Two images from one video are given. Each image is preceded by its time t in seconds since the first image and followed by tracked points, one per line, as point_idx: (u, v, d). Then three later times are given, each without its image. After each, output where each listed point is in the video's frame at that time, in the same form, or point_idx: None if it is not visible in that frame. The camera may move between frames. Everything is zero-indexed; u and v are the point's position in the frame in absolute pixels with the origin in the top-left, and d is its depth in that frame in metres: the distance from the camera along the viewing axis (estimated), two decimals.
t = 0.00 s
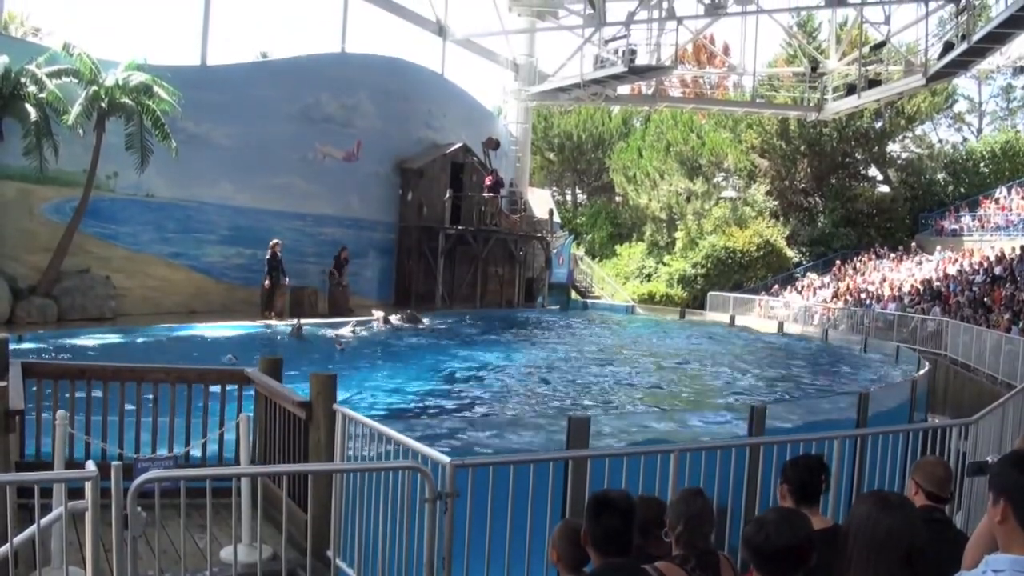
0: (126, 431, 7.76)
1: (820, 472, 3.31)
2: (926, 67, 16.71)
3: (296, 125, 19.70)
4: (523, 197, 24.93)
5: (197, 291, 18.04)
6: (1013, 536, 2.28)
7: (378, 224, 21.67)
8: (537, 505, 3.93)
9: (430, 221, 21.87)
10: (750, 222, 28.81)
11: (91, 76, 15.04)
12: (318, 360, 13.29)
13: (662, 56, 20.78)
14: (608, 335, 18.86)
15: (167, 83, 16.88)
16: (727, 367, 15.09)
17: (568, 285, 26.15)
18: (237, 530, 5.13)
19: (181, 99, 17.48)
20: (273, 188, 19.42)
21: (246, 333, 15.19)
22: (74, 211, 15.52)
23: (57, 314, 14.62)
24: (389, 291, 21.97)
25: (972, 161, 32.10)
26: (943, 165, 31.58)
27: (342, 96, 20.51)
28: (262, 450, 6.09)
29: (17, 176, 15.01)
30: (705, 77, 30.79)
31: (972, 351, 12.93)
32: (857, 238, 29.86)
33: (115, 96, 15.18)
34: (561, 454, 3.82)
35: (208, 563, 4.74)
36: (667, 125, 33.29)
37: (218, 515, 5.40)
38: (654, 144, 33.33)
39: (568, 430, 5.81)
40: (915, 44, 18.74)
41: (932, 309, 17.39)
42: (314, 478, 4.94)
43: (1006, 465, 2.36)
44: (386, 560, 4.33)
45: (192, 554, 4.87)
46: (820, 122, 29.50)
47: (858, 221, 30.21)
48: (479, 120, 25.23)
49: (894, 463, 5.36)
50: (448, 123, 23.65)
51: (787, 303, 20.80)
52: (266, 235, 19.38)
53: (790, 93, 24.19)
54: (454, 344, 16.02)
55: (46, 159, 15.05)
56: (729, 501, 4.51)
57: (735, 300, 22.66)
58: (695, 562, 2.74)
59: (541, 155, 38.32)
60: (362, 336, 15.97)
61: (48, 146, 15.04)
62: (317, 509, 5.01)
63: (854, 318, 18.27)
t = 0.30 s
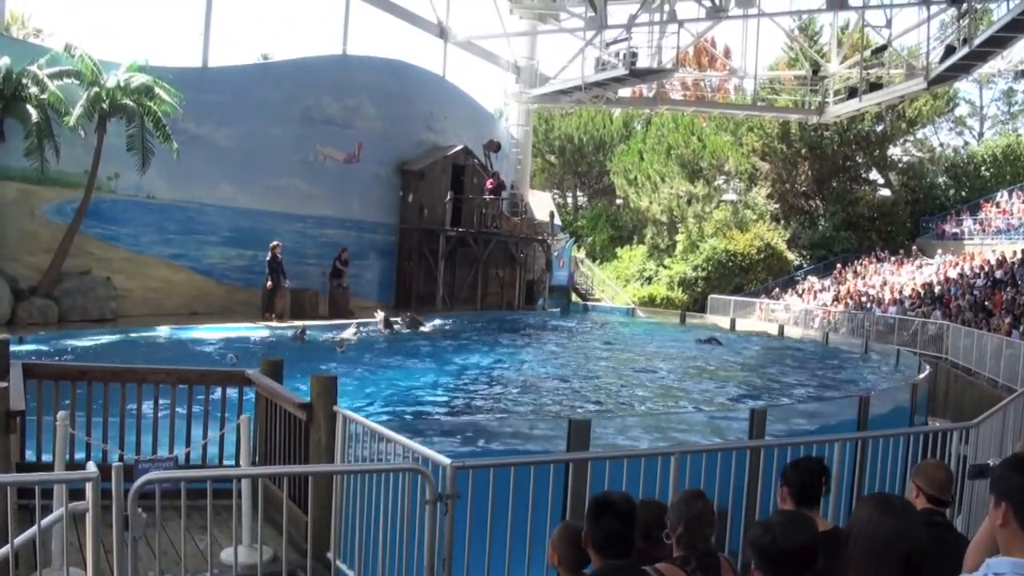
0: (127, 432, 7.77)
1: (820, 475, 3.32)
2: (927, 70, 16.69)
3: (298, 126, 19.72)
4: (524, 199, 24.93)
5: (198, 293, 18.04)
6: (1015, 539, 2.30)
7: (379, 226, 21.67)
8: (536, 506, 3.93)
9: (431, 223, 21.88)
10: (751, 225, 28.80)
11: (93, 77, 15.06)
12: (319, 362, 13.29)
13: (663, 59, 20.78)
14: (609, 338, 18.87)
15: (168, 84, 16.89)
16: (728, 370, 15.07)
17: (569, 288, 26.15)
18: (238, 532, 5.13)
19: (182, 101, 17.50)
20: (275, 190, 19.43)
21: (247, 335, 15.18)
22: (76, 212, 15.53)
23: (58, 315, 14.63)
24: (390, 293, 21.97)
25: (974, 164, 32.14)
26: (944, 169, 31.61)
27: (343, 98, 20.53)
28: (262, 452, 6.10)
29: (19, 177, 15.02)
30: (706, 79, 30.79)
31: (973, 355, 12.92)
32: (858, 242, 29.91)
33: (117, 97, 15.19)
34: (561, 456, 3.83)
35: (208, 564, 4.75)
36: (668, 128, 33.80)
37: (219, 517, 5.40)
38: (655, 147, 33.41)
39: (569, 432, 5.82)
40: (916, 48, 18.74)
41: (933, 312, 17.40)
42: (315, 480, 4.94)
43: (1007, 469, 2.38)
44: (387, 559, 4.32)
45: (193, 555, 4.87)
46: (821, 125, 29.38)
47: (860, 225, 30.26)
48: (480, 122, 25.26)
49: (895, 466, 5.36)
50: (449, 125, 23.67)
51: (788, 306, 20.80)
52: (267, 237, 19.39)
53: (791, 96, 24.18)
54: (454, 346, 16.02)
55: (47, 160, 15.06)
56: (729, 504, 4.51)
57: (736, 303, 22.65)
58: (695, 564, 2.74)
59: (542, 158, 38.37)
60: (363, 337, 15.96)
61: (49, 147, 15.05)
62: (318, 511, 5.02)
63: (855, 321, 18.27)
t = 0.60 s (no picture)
0: (128, 430, 7.77)
1: (820, 473, 3.32)
2: (929, 69, 16.66)
3: (299, 124, 19.72)
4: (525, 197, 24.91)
5: (199, 290, 18.04)
6: (1015, 537, 2.30)
7: (380, 224, 21.67)
8: (537, 504, 3.92)
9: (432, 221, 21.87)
10: (752, 223, 28.76)
11: (94, 75, 15.05)
12: (319, 359, 13.30)
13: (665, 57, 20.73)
14: (609, 336, 18.87)
15: (169, 82, 16.89)
16: (729, 368, 15.07)
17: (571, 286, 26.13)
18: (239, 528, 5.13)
19: (184, 98, 17.50)
20: (275, 187, 19.43)
21: (247, 333, 15.18)
22: (77, 210, 15.52)
23: (58, 313, 14.64)
24: (391, 292, 21.95)
25: (975, 164, 32.15)
26: (945, 168, 31.59)
27: (344, 96, 20.52)
28: (262, 448, 6.10)
29: (20, 174, 15.02)
30: (707, 78, 30.76)
31: (974, 354, 12.91)
32: (859, 240, 29.91)
33: (118, 95, 15.18)
34: (562, 453, 3.83)
35: (209, 561, 4.75)
36: (669, 126, 33.25)
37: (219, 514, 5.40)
38: (656, 145, 33.39)
39: (570, 429, 5.81)
40: (918, 46, 18.72)
41: (934, 311, 17.39)
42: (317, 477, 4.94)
43: (1008, 467, 2.39)
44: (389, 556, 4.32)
45: (194, 552, 4.87)
46: (822, 124, 29.35)
47: (861, 223, 30.26)
48: (481, 120, 25.26)
49: (895, 464, 5.35)
50: (451, 123, 23.67)
51: (789, 305, 20.78)
52: (268, 235, 19.38)
53: (792, 95, 24.14)
54: (455, 344, 16.01)
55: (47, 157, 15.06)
56: (730, 502, 4.50)
57: (737, 302, 22.63)
58: (696, 562, 2.75)
59: (543, 156, 38.38)
60: (364, 335, 15.96)
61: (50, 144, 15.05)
62: (319, 508, 5.02)
63: (856, 320, 18.26)
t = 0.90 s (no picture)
0: (130, 428, 7.80)
1: (824, 469, 3.32)
2: (931, 65, 16.65)
3: (301, 122, 19.73)
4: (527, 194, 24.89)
5: (201, 288, 18.05)
6: (1018, 534, 2.33)
7: (382, 222, 21.67)
8: (539, 502, 3.92)
9: (434, 218, 21.85)
10: (754, 220, 28.69)
11: (95, 73, 15.06)
12: (322, 356, 13.31)
13: (667, 54, 20.66)
14: (612, 333, 18.84)
15: (171, 79, 16.89)
16: (731, 365, 15.05)
17: (573, 283, 26.07)
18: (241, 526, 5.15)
19: (186, 96, 17.51)
20: (277, 185, 19.44)
21: (249, 330, 15.19)
22: (79, 208, 15.53)
23: (61, 311, 14.66)
24: (393, 289, 21.95)
25: (977, 160, 32.13)
26: (947, 164, 31.55)
27: (346, 94, 20.52)
28: (265, 446, 6.11)
29: (22, 173, 15.02)
30: (710, 74, 30.71)
31: (976, 350, 12.90)
32: (861, 237, 29.86)
33: (120, 93, 15.19)
34: (564, 451, 3.83)
35: (212, 559, 4.76)
36: (672, 123, 32.97)
37: (222, 512, 5.41)
38: (658, 142, 33.39)
39: (573, 426, 5.83)
40: (920, 42, 18.69)
41: (937, 308, 17.37)
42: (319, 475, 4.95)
43: (1010, 464, 2.42)
44: (392, 553, 4.33)
45: (196, 550, 4.88)
46: (825, 120, 29.34)
47: (863, 220, 30.20)
48: (483, 118, 25.26)
49: (898, 461, 5.35)
50: (452, 120, 23.67)
51: (792, 301, 20.76)
52: (270, 232, 19.39)
53: (795, 92, 24.08)
54: (457, 341, 16.00)
55: (50, 155, 15.07)
56: (732, 498, 4.51)
57: (739, 299, 22.60)
58: (697, 558, 2.77)
59: (546, 153, 38.38)
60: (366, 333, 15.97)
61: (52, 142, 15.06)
62: (321, 506, 5.04)
63: (858, 317, 18.24)
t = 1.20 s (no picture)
0: (132, 425, 7.81)
1: (825, 468, 3.30)
2: (934, 64, 16.63)
3: (303, 120, 19.74)
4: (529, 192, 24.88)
5: (204, 286, 18.07)
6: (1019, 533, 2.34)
7: (384, 220, 21.68)
8: (541, 500, 3.92)
9: (437, 216, 21.85)
10: (757, 219, 28.64)
11: (99, 70, 15.06)
12: (324, 354, 13.32)
13: (670, 52, 20.64)
14: (615, 331, 18.84)
15: (174, 77, 16.88)
16: (734, 364, 15.03)
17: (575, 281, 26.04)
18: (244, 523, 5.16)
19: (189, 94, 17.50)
20: (280, 183, 19.44)
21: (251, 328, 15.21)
22: (82, 205, 15.56)
23: (64, 308, 14.68)
24: (396, 287, 21.96)
25: (979, 159, 32.12)
26: (950, 163, 31.54)
27: (349, 91, 20.53)
28: (267, 444, 6.11)
29: (25, 170, 15.01)
30: (712, 73, 30.68)
31: (978, 349, 12.88)
32: (864, 235, 29.82)
33: (123, 90, 15.19)
34: (567, 449, 3.84)
35: (214, 556, 4.77)
36: (674, 121, 33.59)
37: (225, 509, 5.42)
38: (661, 141, 33.40)
39: (575, 424, 5.83)
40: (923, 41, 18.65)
41: (939, 307, 17.35)
42: (322, 473, 4.95)
43: (1010, 464, 2.44)
44: (394, 551, 4.34)
45: (198, 547, 4.89)
46: (828, 119, 29.30)
47: (866, 219, 30.15)
48: (486, 116, 25.26)
49: (901, 459, 5.34)
50: (455, 118, 23.67)
51: (794, 300, 20.72)
52: (273, 230, 19.40)
53: (797, 90, 24.04)
54: (459, 339, 16.00)
55: (53, 153, 15.06)
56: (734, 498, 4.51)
57: (742, 298, 22.59)
58: (699, 557, 2.74)
59: (548, 151, 38.36)
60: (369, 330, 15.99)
61: (55, 140, 15.06)
62: (323, 503, 5.05)
63: (861, 315, 18.22)
